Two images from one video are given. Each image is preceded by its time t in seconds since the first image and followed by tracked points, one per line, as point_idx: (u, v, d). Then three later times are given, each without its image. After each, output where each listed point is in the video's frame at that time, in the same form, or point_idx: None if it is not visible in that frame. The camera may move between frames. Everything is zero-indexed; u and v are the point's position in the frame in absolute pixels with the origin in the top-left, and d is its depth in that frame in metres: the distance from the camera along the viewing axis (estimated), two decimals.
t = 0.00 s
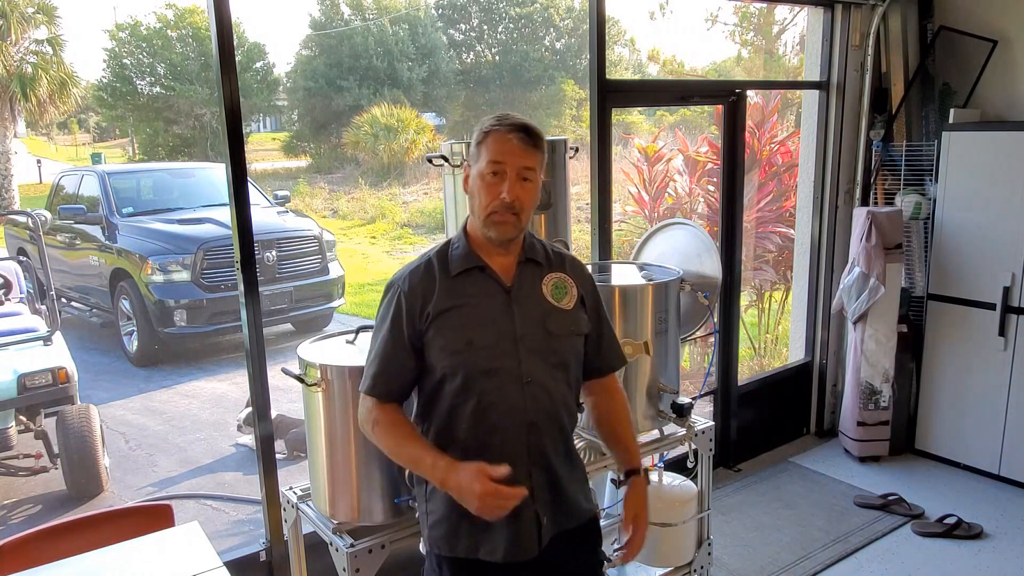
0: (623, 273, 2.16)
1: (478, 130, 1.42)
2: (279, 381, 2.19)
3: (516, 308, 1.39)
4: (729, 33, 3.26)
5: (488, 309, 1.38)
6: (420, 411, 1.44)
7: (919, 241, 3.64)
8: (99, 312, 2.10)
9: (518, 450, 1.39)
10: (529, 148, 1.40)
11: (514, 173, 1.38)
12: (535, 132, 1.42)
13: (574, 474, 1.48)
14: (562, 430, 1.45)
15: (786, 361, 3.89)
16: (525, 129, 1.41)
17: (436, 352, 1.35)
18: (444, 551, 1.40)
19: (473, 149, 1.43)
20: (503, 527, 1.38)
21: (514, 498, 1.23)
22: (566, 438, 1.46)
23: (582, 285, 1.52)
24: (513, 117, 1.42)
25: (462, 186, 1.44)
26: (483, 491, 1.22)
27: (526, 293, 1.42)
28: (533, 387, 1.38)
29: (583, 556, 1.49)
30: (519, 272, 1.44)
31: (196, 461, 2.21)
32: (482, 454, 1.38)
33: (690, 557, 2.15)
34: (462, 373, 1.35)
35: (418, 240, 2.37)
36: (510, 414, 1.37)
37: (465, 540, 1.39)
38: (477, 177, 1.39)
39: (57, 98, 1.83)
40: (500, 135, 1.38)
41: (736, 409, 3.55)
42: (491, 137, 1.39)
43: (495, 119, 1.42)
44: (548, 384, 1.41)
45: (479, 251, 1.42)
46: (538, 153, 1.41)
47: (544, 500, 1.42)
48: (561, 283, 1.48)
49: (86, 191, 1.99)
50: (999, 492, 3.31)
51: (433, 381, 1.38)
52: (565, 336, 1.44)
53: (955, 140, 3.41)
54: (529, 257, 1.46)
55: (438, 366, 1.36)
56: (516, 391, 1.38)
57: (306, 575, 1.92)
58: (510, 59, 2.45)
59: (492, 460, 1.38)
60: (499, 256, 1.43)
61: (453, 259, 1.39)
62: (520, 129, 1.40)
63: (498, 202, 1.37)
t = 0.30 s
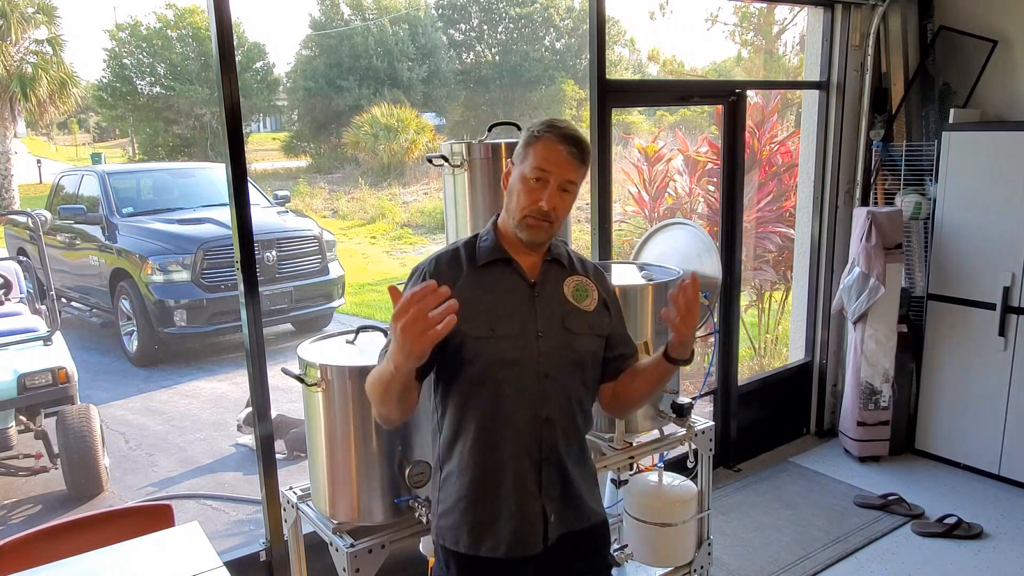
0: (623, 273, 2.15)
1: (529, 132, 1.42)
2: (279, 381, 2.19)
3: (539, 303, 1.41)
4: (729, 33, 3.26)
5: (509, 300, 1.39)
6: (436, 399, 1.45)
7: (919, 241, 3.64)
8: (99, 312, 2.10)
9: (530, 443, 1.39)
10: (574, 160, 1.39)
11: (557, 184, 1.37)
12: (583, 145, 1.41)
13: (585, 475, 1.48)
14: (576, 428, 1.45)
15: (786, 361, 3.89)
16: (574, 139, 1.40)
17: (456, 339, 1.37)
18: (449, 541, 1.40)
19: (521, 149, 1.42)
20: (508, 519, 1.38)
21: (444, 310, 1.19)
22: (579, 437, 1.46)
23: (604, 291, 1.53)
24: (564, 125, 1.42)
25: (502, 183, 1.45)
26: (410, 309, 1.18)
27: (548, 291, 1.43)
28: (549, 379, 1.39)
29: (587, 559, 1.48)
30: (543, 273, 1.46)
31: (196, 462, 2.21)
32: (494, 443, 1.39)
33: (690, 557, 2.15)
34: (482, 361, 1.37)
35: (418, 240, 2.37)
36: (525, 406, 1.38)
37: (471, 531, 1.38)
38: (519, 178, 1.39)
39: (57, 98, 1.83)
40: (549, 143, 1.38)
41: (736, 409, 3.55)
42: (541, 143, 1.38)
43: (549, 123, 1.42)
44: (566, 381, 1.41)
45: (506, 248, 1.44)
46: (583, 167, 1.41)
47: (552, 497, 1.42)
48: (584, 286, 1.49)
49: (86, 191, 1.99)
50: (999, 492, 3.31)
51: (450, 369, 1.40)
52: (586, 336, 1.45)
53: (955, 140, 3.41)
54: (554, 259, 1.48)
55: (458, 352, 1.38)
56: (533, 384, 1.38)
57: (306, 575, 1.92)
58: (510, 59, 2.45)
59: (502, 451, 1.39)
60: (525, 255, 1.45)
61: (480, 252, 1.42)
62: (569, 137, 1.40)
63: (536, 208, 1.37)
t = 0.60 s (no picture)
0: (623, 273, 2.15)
1: (546, 137, 1.40)
2: (279, 381, 2.19)
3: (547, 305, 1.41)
4: (729, 33, 3.26)
5: (516, 300, 1.40)
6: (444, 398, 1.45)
7: (919, 241, 3.64)
8: (99, 312, 2.11)
9: (535, 443, 1.39)
10: (590, 172, 1.37)
11: (571, 196, 1.36)
12: (600, 154, 1.38)
13: (591, 476, 1.47)
14: (583, 429, 1.45)
15: (786, 361, 3.89)
16: (590, 149, 1.38)
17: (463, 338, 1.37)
18: (454, 540, 1.41)
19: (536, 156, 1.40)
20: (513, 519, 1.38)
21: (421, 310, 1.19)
22: (585, 438, 1.46)
23: (614, 293, 1.53)
24: (581, 132, 1.39)
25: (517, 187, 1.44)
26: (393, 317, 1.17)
27: (557, 292, 1.43)
28: (556, 380, 1.39)
29: (592, 559, 1.48)
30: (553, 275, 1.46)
31: (196, 461, 2.21)
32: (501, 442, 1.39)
33: (690, 557, 2.15)
34: (490, 360, 1.37)
35: (418, 240, 2.37)
36: (532, 407, 1.38)
37: (475, 530, 1.39)
38: (536, 187, 1.38)
39: (57, 98, 1.83)
40: (565, 154, 1.36)
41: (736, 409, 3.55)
42: (557, 153, 1.36)
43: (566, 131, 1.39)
44: (573, 382, 1.41)
45: (517, 249, 1.44)
46: (598, 177, 1.39)
47: (557, 498, 1.41)
48: (593, 287, 1.48)
49: (86, 191, 1.99)
50: (999, 492, 3.31)
51: (457, 368, 1.40)
52: (594, 338, 1.44)
53: (955, 140, 3.41)
54: (565, 261, 1.48)
55: (466, 351, 1.38)
56: (540, 385, 1.38)
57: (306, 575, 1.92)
58: (510, 59, 2.45)
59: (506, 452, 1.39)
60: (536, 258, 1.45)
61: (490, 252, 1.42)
62: (585, 146, 1.37)
63: (550, 219, 1.36)
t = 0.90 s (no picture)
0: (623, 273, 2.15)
1: (523, 123, 1.40)
2: (279, 381, 2.19)
3: (543, 301, 1.41)
4: (729, 33, 3.26)
5: (513, 298, 1.40)
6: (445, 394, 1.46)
7: (919, 241, 3.64)
8: (99, 312, 2.11)
9: (532, 441, 1.40)
10: (576, 141, 1.39)
11: (566, 168, 1.37)
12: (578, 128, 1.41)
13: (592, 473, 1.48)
14: (581, 426, 1.45)
15: (786, 361, 3.89)
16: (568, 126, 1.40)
17: (461, 337, 1.38)
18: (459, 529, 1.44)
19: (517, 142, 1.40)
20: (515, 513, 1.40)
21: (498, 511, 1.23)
22: (584, 435, 1.47)
23: (612, 287, 1.51)
24: (555, 112, 1.41)
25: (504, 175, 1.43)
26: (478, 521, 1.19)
27: (554, 288, 1.43)
28: (553, 379, 1.40)
29: (592, 553, 1.49)
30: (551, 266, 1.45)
31: (196, 461, 2.21)
32: (500, 440, 1.40)
33: (689, 557, 2.15)
34: (485, 360, 1.38)
35: (418, 240, 2.37)
36: (528, 405, 1.39)
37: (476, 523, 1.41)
38: (526, 169, 1.37)
39: (57, 98, 1.84)
40: (547, 130, 1.37)
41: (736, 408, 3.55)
42: (539, 132, 1.37)
43: (542, 112, 1.41)
44: (568, 380, 1.41)
45: (512, 243, 1.43)
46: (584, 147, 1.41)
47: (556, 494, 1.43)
48: (591, 282, 1.47)
49: (86, 191, 1.99)
50: (999, 492, 3.31)
51: (456, 367, 1.40)
52: (590, 334, 1.44)
53: (955, 140, 3.41)
54: (560, 253, 1.47)
55: (462, 351, 1.39)
56: (536, 384, 1.39)
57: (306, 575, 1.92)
58: (510, 59, 2.45)
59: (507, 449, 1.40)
60: (533, 248, 1.44)
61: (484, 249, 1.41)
62: (564, 123, 1.39)
63: (549, 195, 1.36)
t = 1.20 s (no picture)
0: (623, 273, 2.16)
1: (499, 132, 1.37)
2: (279, 381, 2.19)
3: (537, 308, 1.40)
4: (729, 33, 3.26)
5: (508, 308, 1.39)
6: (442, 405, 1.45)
7: (919, 241, 3.64)
8: (99, 312, 2.11)
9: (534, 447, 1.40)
10: (557, 150, 1.36)
11: (550, 179, 1.34)
12: (556, 131, 1.38)
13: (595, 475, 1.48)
14: (580, 427, 1.46)
15: (786, 361, 3.89)
16: (546, 130, 1.37)
17: (456, 351, 1.38)
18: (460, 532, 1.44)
19: (495, 154, 1.37)
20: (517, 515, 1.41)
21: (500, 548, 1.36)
22: (583, 435, 1.48)
23: (602, 284, 1.52)
24: (530, 117, 1.37)
25: (486, 184, 1.40)
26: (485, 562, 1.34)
27: (547, 293, 1.42)
28: (551, 386, 1.40)
29: (596, 549, 1.51)
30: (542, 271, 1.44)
31: (195, 461, 2.21)
32: (501, 448, 1.39)
33: (690, 557, 2.15)
34: (481, 372, 1.37)
35: (418, 240, 2.37)
36: (528, 413, 1.39)
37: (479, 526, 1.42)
38: (509, 183, 1.35)
39: (57, 98, 1.84)
40: (525, 140, 1.34)
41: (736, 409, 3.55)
42: (518, 142, 1.34)
43: (517, 117, 1.37)
44: (565, 384, 1.42)
45: (501, 252, 1.42)
46: (564, 151, 1.38)
47: (559, 496, 1.43)
48: (581, 281, 1.47)
49: (86, 191, 1.99)
50: (1000, 492, 3.31)
51: (453, 379, 1.40)
52: (585, 336, 1.44)
53: (955, 140, 3.41)
54: (550, 256, 1.46)
55: (458, 364, 1.38)
56: (535, 391, 1.39)
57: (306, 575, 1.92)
58: (510, 59, 2.45)
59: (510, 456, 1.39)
60: (522, 255, 1.43)
61: (473, 261, 1.40)
62: (543, 128, 1.36)
63: (535, 209, 1.34)
